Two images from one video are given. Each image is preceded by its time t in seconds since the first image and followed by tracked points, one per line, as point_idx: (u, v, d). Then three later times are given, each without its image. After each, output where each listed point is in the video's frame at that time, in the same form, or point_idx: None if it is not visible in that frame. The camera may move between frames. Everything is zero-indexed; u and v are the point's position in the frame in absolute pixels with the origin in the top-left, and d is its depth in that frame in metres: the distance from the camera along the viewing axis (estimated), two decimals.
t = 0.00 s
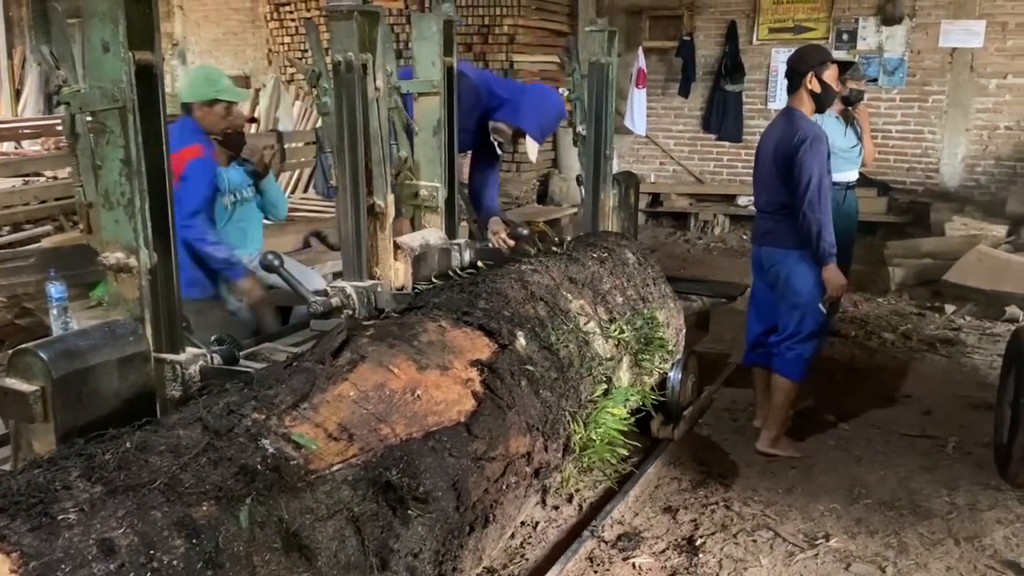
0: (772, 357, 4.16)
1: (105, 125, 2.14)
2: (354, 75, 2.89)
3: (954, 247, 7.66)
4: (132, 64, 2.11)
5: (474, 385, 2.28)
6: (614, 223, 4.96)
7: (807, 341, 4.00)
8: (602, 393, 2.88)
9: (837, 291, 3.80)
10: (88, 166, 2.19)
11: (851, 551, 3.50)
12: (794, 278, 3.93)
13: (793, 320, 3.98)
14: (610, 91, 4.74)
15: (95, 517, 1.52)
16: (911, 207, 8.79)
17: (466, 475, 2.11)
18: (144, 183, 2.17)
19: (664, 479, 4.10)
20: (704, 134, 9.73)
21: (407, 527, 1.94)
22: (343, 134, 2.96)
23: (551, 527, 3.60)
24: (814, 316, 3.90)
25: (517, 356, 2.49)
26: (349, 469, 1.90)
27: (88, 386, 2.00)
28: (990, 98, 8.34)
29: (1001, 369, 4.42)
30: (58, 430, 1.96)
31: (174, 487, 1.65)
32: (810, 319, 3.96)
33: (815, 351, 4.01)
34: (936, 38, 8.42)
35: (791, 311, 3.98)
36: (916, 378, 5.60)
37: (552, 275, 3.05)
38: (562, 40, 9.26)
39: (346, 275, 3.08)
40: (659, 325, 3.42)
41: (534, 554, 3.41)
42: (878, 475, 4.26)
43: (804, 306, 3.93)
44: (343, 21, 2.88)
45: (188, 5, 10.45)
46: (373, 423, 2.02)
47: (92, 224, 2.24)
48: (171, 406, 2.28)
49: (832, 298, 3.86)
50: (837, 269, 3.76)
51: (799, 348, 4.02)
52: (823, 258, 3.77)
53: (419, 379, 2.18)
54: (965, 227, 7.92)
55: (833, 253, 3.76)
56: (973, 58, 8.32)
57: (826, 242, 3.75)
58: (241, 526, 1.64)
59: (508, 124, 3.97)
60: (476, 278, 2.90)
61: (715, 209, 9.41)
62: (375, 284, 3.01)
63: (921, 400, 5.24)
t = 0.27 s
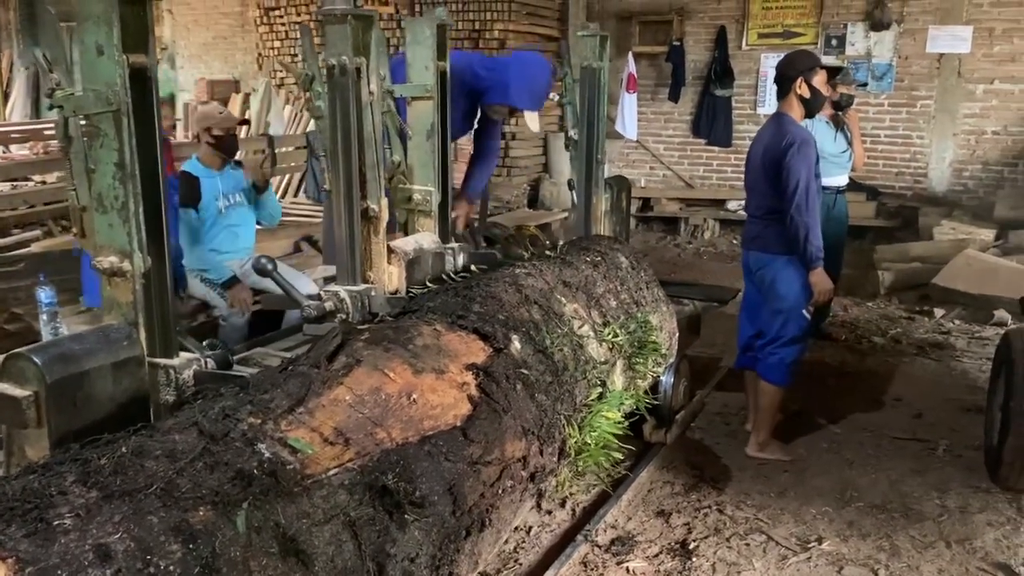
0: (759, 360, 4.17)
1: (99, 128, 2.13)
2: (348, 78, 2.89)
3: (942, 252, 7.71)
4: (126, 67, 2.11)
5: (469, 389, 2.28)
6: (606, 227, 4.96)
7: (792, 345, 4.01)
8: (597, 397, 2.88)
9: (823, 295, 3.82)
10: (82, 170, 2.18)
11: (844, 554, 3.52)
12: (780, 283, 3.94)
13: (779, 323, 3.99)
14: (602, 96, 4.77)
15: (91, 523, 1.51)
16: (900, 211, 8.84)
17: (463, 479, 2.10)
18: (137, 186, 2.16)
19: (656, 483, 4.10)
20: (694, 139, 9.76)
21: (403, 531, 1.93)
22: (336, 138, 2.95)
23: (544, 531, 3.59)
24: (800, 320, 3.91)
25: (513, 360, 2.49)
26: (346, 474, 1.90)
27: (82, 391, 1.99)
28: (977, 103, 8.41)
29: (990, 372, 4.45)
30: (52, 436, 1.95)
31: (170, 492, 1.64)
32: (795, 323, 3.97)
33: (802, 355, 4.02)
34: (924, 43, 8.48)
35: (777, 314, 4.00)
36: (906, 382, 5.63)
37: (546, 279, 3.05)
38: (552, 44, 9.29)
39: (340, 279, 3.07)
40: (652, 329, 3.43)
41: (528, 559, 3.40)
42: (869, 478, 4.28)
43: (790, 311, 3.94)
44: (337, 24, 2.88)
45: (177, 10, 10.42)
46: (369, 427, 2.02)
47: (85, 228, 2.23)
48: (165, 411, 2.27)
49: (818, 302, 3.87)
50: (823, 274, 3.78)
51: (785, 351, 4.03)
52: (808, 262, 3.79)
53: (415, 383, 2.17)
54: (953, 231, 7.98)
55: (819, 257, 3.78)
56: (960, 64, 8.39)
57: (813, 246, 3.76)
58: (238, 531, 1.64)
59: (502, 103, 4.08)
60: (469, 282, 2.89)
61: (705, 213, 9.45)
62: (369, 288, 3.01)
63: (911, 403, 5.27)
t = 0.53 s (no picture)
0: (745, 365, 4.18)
1: (88, 132, 2.11)
2: (338, 81, 2.87)
3: (926, 256, 7.77)
4: (115, 70, 2.09)
5: (462, 394, 2.26)
6: (594, 231, 4.98)
7: (778, 350, 4.01)
8: (590, 401, 2.87)
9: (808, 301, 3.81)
10: (71, 174, 2.16)
11: (834, 557, 3.53)
12: (766, 288, 3.95)
13: (764, 328, 3.99)
14: (590, 101, 4.78)
15: (82, 531, 1.49)
16: (884, 217, 8.90)
17: (456, 483, 2.09)
18: (127, 190, 2.14)
19: (646, 487, 4.10)
20: (680, 144, 9.79)
21: (397, 537, 1.91)
22: (326, 142, 2.94)
23: (534, 537, 3.58)
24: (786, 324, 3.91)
25: (506, 364, 2.48)
26: (339, 479, 1.88)
27: (71, 397, 1.97)
28: (959, 109, 8.49)
29: (977, 375, 4.48)
30: (41, 442, 1.92)
31: (162, 499, 1.62)
32: (781, 328, 3.97)
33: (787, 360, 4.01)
34: (907, 50, 8.56)
35: (763, 319, 4.01)
36: (892, 385, 5.66)
37: (537, 283, 3.05)
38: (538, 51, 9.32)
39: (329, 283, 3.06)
40: (643, 333, 3.43)
41: (519, 564, 3.39)
42: (858, 482, 4.29)
43: (776, 315, 3.95)
44: (327, 28, 2.87)
45: (162, 15, 10.39)
46: (363, 432, 2.00)
47: (74, 232, 2.21)
48: (154, 417, 2.25)
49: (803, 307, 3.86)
50: (807, 278, 3.78)
51: (771, 356, 4.03)
52: (793, 267, 3.79)
53: (408, 388, 2.16)
54: (937, 236, 8.04)
55: (803, 262, 3.78)
56: (943, 70, 8.47)
57: (797, 251, 3.77)
58: (231, 538, 1.62)
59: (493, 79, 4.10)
60: (461, 286, 2.88)
61: (691, 219, 9.48)
62: (359, 292, 3.00)
63: (898, 407, 5.30)
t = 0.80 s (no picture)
0: (734, 372, 4.17)
1: (76, 137, 2.07)
2: (329, 87, 2.84)
3: (911, 262, 7.81)
4: (104, 75, 2.04)
5: (458, 403, 2.23)
6: (583, 237, 4.98)
7: (768, 357, 4.00)
8: (585, 409, 2.84)
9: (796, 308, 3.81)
10: (59, 180, 2.12)
11: (827, 564, 3.52)
12: (754, 294, 3.94)
13: (753, 335, 3.99)
14: (579, 108, 4.78)
15: (73, 546, 1.45)
16: (869, 223, 8.94)
17: (454, 494, 2.05)
18: (116, 198, 2.10)
19: (638, 495, 4.09)
20: (665, 151, 9.80)
21: (394, 550, 1.87)
22: (317, 148, 2.90)
23: (527, 546, 3.55)
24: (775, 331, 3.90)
25: (501, 372, 2.45)
26: (335, 491, 1.85)
27: (59, 409, 1.93)
28: (942, 116, 8.56)
29: (965, 380, 4.49)
30: (27, 456, 1.88)
31: (155, 513, 1.57)
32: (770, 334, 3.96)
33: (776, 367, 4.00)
34: (890, 57, 8.62)
35: (752, 326, 4.00)
36: (880, 391, 5.67)
37: (530, 290, 3.02)
38: (525, 58, 9.33)
39: (319, 291, 3.02)
40: (636, 340, 3.41)
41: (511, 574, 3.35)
42: (849, 488, 4.29)
43: (765, 322, 3.94)
44: (318, 34, 2.83)
45: (145, 22, 10.32)
46: (358, 443, 1.96)
47: (61, 240, 2.17)
48: (144, 428, 2.20)
49: (790, 314, 3.85)
50: (795, 285, 3.77)
51: (760, 363, 4.02)
52: (780, 274, 3.78)
53: (403, 397, 2.12)
54: (922, 242, 8.09)
55: (791, 269, 3.77)
56: (925, 78, 8.54)
57: (785, 257, 3.76)
58: (226, 552, 1.58)
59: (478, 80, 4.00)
60: (454, 294, 2.85)
61: (677, 225, 9.48)
62: (351, 300, 2.97)
63: (886, 412, 5.31)
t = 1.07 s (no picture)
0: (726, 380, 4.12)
1: (60, 143, 2.00)
2: (319, 92, 2.78)
3: (896, 269, 7.83)
4: (89, 78, 1.97)
5: (457, 416, 2.17)
6: (574, 244, 4.97)
7: (761, 365, 3.96)
8: (584, 420, 2.79)
9: (789, 315, 3.77)
10: (42, 188, 2.04)
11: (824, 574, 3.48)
12: (747, 302, 3.90)
13: (746, 343, 3.94)
14: (571, 116, 4.73)
15: (59, 571, 1.37)
16: (853, 230, 8.96)
17: (453, 510, 1.98)
18: (101, 205, 2.02)
19: (630, 505, 4.04)
20: (650, 159, 9.79)
21: (394, 569, 1.80)
22: (306, 154, 2.84)
23: (520, 558, 3.49)
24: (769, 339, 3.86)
25: (499, 383, 2.39)
26: (332, 508, 1.78)
27: (42, 425, 1.85)
28: (924, 123, 8.60)
29: (956, 387, 4.48)
30: (9, 474, 1.80)
31: (146, 534, 1.51)
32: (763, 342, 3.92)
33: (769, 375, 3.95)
34: (873, 65, 8.65)
35: (744, 334, 3.95)
36: (869, 397, 5.66)
37: (526, 298, 2.97)
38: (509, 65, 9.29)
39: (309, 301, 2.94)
40: (631, 349, 3.36)
41: None
42: (843, 496, 4.26)
43: (758, 330, 3.89)
44: (307, 37, 2.76)
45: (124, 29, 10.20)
46: (354, 458, 1.90)
47: (44, 249, 2.09)
48: (130, 444, 2.13)
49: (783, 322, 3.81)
50: (789, 293, 3.73)
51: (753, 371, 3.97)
52: (774, 282, 3.74)
53: (400, 411, 2.06)
54: (907, 248, 8.12)
55: (785, 277, 3.73)
56: (908, 86, 8.58)
57: (779, 265, 3.71)
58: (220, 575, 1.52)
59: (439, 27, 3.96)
60: (448, 303, 2.80)
61: (662, 233, 9.45)
62: (341, 309, 2.91)
63: (877, 419, 5.29)
